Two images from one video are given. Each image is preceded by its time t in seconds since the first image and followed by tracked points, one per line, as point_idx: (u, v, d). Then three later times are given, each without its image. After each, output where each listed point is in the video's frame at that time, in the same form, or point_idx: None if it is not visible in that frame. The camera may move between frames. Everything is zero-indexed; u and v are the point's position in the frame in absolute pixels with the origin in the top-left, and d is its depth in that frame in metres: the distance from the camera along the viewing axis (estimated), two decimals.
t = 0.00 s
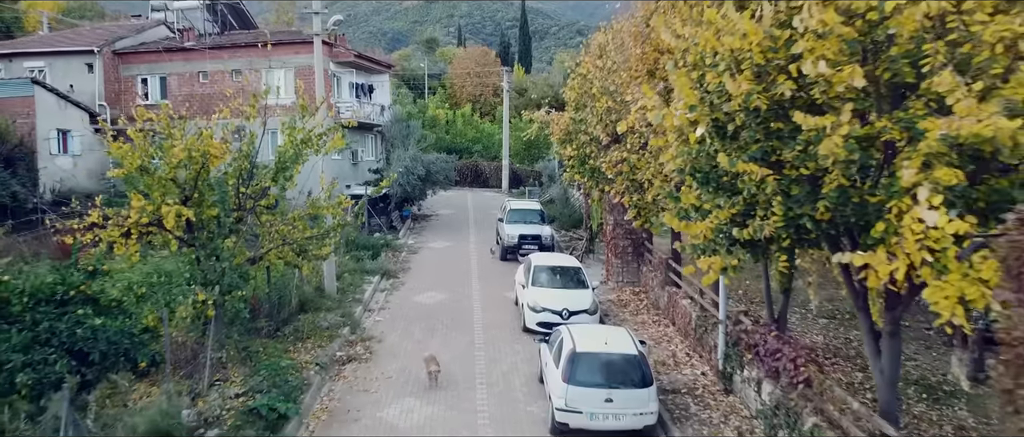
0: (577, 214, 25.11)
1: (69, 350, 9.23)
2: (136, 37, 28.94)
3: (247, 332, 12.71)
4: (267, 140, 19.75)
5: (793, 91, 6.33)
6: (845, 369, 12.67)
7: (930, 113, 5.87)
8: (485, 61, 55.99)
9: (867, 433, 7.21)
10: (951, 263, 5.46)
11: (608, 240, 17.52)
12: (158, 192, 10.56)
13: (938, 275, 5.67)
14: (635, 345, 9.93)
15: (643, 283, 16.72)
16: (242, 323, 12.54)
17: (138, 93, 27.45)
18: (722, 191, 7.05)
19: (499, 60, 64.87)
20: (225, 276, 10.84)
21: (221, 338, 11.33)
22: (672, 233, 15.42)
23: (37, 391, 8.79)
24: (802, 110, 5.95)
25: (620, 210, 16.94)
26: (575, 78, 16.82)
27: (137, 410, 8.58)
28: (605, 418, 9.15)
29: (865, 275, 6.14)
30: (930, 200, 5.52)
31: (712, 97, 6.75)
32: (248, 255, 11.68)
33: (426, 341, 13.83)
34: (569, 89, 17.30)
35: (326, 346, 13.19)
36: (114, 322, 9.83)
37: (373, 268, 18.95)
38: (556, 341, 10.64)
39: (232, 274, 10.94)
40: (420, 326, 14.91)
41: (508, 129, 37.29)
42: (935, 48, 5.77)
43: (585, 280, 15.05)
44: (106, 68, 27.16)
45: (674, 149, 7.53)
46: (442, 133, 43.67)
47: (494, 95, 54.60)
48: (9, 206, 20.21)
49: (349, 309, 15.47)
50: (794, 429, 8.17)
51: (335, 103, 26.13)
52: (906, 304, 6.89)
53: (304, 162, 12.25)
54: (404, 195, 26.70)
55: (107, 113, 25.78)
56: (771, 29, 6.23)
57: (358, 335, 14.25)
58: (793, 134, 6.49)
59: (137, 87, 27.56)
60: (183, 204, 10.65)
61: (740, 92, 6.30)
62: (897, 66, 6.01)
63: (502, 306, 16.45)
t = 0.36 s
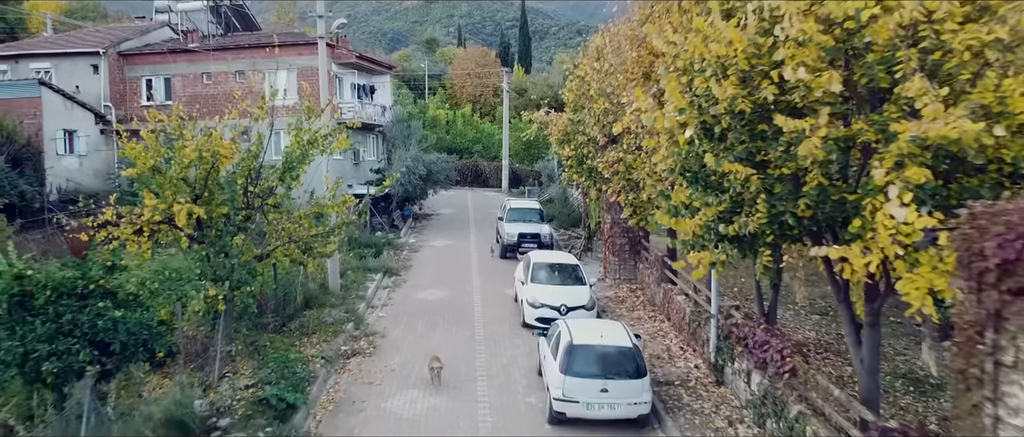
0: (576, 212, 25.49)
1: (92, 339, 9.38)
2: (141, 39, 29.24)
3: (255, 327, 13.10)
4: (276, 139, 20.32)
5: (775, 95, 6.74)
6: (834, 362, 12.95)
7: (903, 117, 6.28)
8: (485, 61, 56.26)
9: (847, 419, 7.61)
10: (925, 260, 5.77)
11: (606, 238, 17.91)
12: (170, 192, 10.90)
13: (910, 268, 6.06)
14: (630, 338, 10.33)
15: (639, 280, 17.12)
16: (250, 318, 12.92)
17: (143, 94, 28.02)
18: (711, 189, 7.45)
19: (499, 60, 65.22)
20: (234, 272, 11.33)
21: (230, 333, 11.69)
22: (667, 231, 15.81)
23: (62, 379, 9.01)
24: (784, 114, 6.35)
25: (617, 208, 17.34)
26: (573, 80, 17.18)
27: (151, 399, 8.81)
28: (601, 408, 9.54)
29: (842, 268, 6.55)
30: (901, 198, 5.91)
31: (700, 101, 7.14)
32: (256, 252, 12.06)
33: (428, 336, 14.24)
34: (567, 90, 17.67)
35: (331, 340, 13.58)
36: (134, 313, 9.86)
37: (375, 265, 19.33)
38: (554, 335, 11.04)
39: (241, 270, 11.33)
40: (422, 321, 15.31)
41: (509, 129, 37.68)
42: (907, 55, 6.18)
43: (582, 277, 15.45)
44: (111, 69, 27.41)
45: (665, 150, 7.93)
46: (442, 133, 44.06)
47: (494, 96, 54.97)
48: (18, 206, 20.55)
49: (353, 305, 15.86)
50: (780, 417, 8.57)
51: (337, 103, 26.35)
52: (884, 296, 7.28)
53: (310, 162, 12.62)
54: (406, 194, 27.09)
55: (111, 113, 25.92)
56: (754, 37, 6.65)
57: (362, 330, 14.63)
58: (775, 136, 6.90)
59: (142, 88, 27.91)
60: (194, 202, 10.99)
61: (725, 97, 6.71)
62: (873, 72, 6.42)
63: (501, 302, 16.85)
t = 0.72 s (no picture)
0: (575, 212, 25.85)
1: (110, 333, 9.21)
2: (144, 40, 29.51)
3: (261, 323, 13.42)
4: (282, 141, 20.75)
5: (761, 99, 7.08)
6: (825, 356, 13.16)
7: (883, 119, 6.62)
8: (485, 62, 56.57)
9: (832, 407, 7.95)
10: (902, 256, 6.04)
11: (604, 237, 18.26)
12: (178, 191, 11.17)
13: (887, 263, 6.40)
14: (625, 333, 10.66)
15: (636, 278, 17.47)
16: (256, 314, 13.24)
17: (146, 95, 28.34)
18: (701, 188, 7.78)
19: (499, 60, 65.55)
20: (241, 269, 11.56)
21: (236, 328, 12.00)
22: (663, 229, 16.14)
23: (80, 370, 8.86)
24: (768, 116, 6.69)
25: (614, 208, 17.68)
26: (571, 81, 17.48)
27: (163, 390, 9.00)
28: (597, 400, 9.89)
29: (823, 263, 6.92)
30: (879, 196, 6.24)
31: (691, 104, 7.44)
32: (262, 250, 12.37)
33: (429, 332, 14.58)
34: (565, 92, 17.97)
35: (334, 336, 13.91)
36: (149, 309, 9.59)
37: (377, 264, 19.66)
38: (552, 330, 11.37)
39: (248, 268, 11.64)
40: (423, 318, 15.66)
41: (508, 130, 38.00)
42: (885, 61, 6.54)
43: (580, 274, 15.79)
44: (116, 70, 27.53)
45: (658, 151, 8.26)
46: (442, 133, 44.41)
47: (494, 96, 55.32)
48: (23, 205, 20.65)
49: (356, 302, 16.20)
50: (769, 408, 8.93)
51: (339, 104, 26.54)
52: (866, 290, 7.62)
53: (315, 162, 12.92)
54: (407, 194, 27.44)
55: (116, 115, 26.59)
56: (741, 43, 6.97)
57: (365, 326, 14.96)
58: (762, 138, 7.25)
59: (145, 88, 28.16)
60: (202, 202, 11.31)
61: (715, 100, 7.05)
62: (854, 77, 6.79)
63: (501, 300, 17.20)
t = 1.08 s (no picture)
0: (573, 211, 26.30)
1: (128, 325, 9.37)
2: (149, 41, 29.89)
3: (267, 319, 13.83)
4: (289, 141, 21.46)
5: (746, 104, 7.50)
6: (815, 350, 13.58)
7: (860, 123, 7.05)
8: (485, 62, 56.98)
9: (814, 395, 8.38)
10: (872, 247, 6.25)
11: (601, 236, 18.70)
12: (189, 191, 11.60)
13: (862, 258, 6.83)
14: (620, 327, 11.06)
15: (633, 276, 17.90)
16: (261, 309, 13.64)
17: (151, 96, 28.37)
18: (690, 187, 8.20)
19: (499, 61, 65.99)
20: (250, 265, 11.94)
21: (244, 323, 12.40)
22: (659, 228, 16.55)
23: (100, 360, 9.06)
24: (752, 120, 7.11)
25: (611, 208, 18.11)
26: (569, 83, 17.86)
27: (176, 382, 9.39)
28: (592, 391, 10.31)
29: (803, 258, 7.39)
30: (855, 195, 6.67)
31: (680, 108, 7.85)
32: (270, 248, 12.72)
33: (431, 328, 14.99)
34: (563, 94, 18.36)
35: (339, 332, 14.32)
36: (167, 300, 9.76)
37: (380, 262, 20.08)
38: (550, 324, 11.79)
39: (257, 265, 12.03)
40: (425, 314, 16.08)
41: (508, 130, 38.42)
42: (862, 68, 6.96)
43: (578, 272, 16.21)
44: (121, 71, 27.75)
45: (650, 152, 8.68)
46: (442, 134, 44.83)
47: (493, 96, 55.74)
48: (32, 205, 21.04)
49: (359, 299, 16.61)
50: (757, 398, 9.36)
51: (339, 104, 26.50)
52: (847, 284, 8.04)
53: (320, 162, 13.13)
54: (408, 193, 27.88)
55: (120, 114, 26.83)
56: (728, 51, 7.38)
57: (368, 322, 15.38)
58: (747, 140, 7.67)
59: (150, 91, 28.29)
60: (212, 201, 11.72)
61: (702, 105, 7.47)
62: (833, 83, 7.21)
63: (501, 296, 17.63)
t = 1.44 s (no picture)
0: (572, 211, 26.72)
1: (143, 318, 9.56)
2: (152, 43, 30.18)
3: (273, 315, 14.19)
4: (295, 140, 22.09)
5: (733, 107, 7.87)
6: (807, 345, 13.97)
7: (841, 126, 7.42)
8: (485, 62, 57.33)
9: (800, 385, 8.78)
10: (852, 243, 6.60)
11: (599, 234, 19.09)
12: (197, 190, 11.86)
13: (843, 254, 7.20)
14: (616, 322, 11.41)
15: (629, 273, 18.28)
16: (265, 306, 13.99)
17: (155, 96, 28.50)
18: (681, 187, 8.57)
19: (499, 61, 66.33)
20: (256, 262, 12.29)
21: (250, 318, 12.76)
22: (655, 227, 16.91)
23: (115, 352, 9.36)
24: (738, 122, 7.48)
25: (608, 207, 18.49)
26: (568, 85, 18.18)
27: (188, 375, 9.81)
28: (588, 383, 10.67)
29: (787, 253, 7.77)
30: (835, 194, 7.04)
31: (671, 111, 8.20)
32: (275, 246, 12.97)
33: (432, 324, 15.36)
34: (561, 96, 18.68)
35: (342, 327, 14.67)
36: (179, 295, 10.05)
37: (381, 260, 20.45)
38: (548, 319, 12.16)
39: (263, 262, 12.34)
40: (426, 311, 16.44)
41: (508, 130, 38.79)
42: (842, 73, 7.34)
43: (576, 270, 16.57)
44: (125, 72, 27.95)
45: (643, 153, 9.04)
46: (443, 134, 45.17)
47: (493, 96, 56.09)
48: (38, 204, 21.06)
49: (361, 296, 16.98)
50: (747, 389, 9.72)
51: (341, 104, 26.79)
52: (831, 279, 8.42)
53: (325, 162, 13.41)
54: (409, 193, 28.26)
55: (125, 114, 27.31)
56: (716, 57, 7.75)
57: (371, 319, 15.72)
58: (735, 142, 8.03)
59: (154, 91, 28.43)
60: (219, 200, 12.00)
61: (692, 108, 7.84)
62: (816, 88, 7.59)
63: (500, 294, 18.00)
